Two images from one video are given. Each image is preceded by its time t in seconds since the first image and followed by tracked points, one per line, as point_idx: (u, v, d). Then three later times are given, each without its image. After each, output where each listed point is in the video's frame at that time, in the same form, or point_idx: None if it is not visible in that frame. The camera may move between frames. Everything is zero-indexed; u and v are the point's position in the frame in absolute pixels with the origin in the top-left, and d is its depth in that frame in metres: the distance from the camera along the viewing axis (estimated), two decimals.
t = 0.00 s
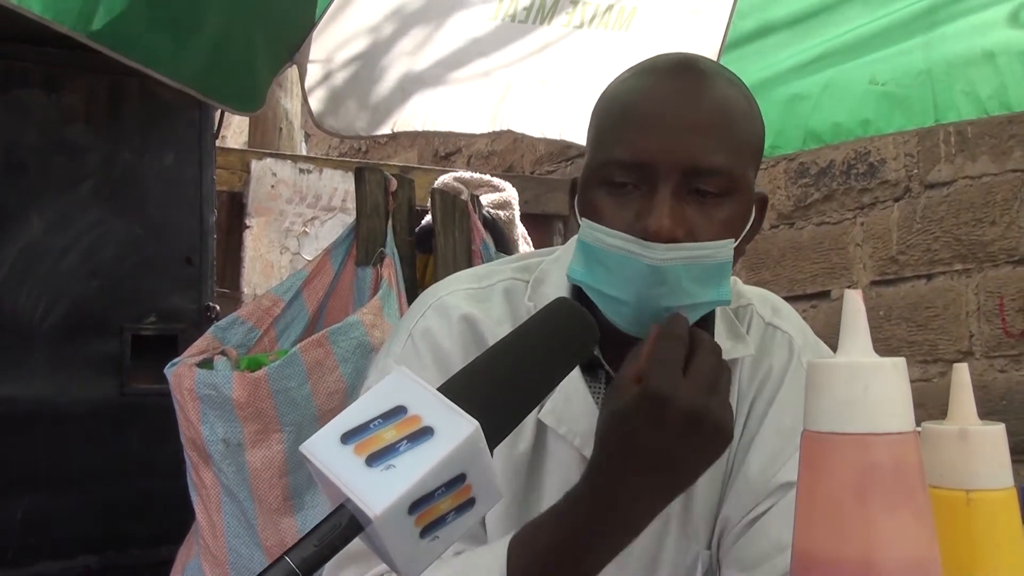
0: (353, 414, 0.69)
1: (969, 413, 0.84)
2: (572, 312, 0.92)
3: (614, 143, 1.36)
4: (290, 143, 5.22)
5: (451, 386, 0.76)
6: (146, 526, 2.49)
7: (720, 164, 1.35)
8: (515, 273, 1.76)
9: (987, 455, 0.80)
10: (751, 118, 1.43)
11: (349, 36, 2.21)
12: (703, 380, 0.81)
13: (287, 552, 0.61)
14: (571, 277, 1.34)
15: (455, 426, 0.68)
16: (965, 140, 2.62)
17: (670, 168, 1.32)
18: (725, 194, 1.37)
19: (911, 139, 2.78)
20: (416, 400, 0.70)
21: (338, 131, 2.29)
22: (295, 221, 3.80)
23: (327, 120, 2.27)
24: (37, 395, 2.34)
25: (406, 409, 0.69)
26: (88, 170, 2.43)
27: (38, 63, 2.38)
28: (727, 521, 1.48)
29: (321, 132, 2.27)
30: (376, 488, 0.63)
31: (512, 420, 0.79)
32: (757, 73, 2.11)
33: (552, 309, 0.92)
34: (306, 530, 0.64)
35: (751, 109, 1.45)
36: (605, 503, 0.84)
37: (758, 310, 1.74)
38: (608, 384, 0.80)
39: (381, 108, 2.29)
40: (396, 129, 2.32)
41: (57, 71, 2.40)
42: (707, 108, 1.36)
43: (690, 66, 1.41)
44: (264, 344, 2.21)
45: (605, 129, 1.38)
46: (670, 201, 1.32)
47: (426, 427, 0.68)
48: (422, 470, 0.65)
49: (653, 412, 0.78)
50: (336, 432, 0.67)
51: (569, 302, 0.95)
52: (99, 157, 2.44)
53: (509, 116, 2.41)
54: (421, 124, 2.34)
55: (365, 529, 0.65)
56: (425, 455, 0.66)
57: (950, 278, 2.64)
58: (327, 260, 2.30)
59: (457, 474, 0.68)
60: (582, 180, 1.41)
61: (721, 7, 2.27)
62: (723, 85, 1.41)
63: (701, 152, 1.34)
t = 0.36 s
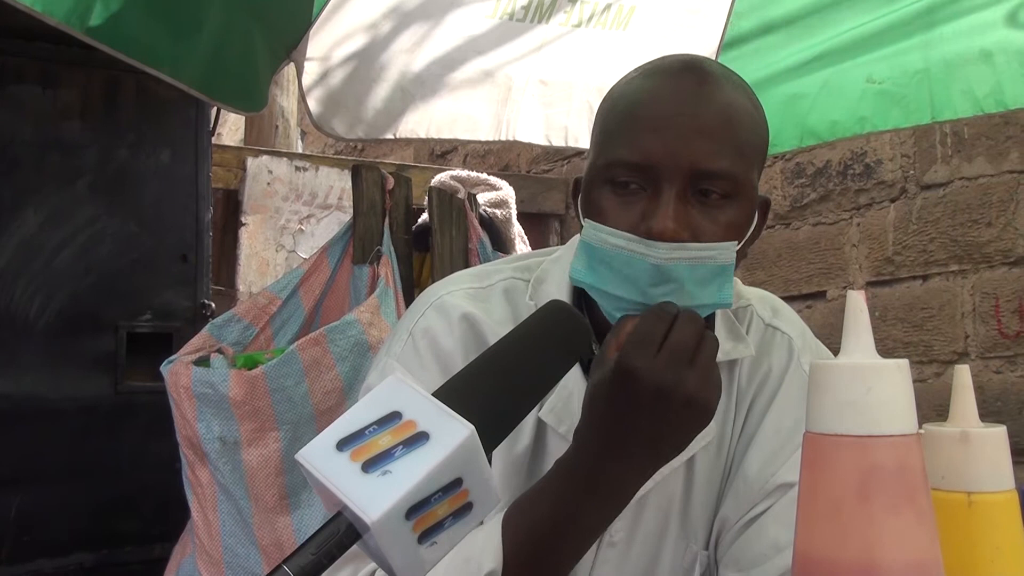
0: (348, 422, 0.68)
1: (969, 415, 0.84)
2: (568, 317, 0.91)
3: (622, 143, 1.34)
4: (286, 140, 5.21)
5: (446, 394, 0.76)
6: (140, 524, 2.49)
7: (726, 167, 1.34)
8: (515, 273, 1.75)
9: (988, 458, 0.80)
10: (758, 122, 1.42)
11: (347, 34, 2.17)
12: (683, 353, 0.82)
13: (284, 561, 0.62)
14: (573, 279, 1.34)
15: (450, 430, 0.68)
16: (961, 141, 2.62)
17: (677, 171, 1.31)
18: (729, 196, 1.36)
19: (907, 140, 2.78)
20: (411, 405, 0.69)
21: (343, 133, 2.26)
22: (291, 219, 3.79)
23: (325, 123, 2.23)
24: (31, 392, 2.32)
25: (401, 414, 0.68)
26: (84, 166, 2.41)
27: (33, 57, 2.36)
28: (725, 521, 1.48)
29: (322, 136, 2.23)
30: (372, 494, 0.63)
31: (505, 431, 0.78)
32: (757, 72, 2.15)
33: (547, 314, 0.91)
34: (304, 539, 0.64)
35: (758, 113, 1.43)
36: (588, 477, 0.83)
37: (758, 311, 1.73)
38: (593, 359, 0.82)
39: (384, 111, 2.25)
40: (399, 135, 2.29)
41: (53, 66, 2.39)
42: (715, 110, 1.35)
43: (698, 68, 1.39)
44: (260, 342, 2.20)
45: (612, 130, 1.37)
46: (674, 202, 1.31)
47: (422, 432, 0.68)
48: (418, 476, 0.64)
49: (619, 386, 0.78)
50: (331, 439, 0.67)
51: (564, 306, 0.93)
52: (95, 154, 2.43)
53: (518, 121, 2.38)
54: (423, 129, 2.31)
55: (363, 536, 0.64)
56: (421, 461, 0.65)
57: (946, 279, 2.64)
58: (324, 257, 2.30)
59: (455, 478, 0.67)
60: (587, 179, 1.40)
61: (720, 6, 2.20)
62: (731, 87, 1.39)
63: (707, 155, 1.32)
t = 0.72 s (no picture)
0: (349, 415, 0.68)
1: (970, 410, 0.84)
2: (573, 316, 0.91)
3: (614, 132, 1.54)
4: (284, 135, 5.20)
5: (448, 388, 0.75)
6: (140, 518, 2.49)
7: (711, 156, 1.53)
8: (518, 266, 1.74)
9: (988, 453, 0.80)
10: (747, 110, 1.59)
11: (346, 26, 2.17)
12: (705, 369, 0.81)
13: (285, 554, 0.61)
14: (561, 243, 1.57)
15: (453, 425, 0.68)
16: (960, 137, 2.62)
17: (663, 158, 1.50)
18: (712, 183, 1.56)
19: (906, 136, 2.78)
20: (414, 400, 0.69)
21: (341, 126, 2.27)
22: (289, 213, 3.78)
23: (324, 116, 2.24)
24: (29, 386, 2.32)
25: (403, 409, 0.68)
26: (81, 161, 2.40)
27: (30, 50, 2.34)
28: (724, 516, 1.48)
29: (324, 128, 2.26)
30: (373, 488, 0.63)
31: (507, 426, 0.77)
32: (756, 69, 2.16)
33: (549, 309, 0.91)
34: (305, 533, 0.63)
35: (749, 102, 1.60)
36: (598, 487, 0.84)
37: (758, 306, 1.73)
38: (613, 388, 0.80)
39: (380, 103, 2.26)
40: (397, 126, 2.30)
41: (50, 59, 2.37)
42: (704, 102, 1.53)
43: (693, 59, 1.56)
44: (258, 337, 2.20)
45: (608, 120, 1.57)
46: (656, 187, 1.52)
47: (423, 427, 0.67)
48: (420, 471, 0.64)
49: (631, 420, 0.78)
50: (332, 433, 0.67)
51: (568, 302, 0.93)
52: (93, 148, 2.42)
53: (512, 114, 2.40)
54: (421, 122, 2.33)
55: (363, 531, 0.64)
56: (423, 455, 0.65)
57: (944, 275, 2.64)
58: (323, 252, 2.29)
59: (456, 473, 0.67)
60: (583, 165, 1.60)
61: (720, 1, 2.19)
62: (724, 78, 1.56)
63: (694, 144, 1.51)
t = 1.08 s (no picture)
0: (346, 413, 0.68)
1: (967, 406, 0.84)
2: (573, 313, 0.93)
3: (576, 109, 1.62)
4: (282, 132, 5.20)
5: (448, 381, 0.76)
6: (138, 517, 2.49)
7: (668, 120, 1.58)
8: (515, 255, 1.75)
9: (985, 449, 0.80)
10: (708, 83, 1.64)
11: (345, 25, 2.15)
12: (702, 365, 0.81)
13: (281, 551, 0.61)
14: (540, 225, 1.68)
15: (450, 423, 0.68)
16: (957, 134, 2.62)
17: (618, 124, 1.57)
18: (674, 145, 1.60)
19: (903, 133, 2.78)
20: (411, 398, 0.69)
21: (339, 124, 2.28)
22: (287, 211, 3.78)
23: (322, 114, 2.25)
24: (27, 384, 2.31)
25: (400, 407, 0.68)
26: (79, 159, 2.40)
27: (28, 48, 2.34)
28: (722, 513, 1.49)
29: (320, 126, 2.25)
30: (370, 486, 0.63)
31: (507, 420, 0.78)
32: (752, 65, 2.13)
33: (548, 308, 0.92)
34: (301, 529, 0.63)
35: (710, 77, 1.65)
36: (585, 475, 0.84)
37: (755, 304, 1.73)
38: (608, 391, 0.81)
39: (377, 102, 2.28)
40: (395, 124, 2.33)
41: (48, 57, 2.37)
42: (660, 72, 1.58)
43: (652, 41, 1.63)
44: (257, 334, 2.21)
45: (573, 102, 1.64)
46: (618, 153, 1.59)
47: (420, 424, 0.68)
48: (417, 469, 0.64)
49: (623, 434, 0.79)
50: (330, 430, 0.67)
51: (567, 300, 0.95)
52: (90, 146, 2.42)
53: (510, 110, 2.40)
54: (417, 119, 2.35)
55: (360, 528, 0.64)
56: (420, 453, 0.65)
57: (941, 271, 2.65)
58: (321, 249, 2.29)
59: (453, 472, 0.68)
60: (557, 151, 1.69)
61: None
62: (682, 54, 1.62)
63: (649, 108, 1.56)
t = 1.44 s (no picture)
0: (345, 419, 0.68)
1: (970, 408, 0.84)
2: (568, 315, 0.92)
3: (577, 112, 1.60)
4: (280, 134, 5.19)
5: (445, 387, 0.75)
6: (136, 520, 2.48)
7: (673, 126, 1.58)
8: (507, 259, 1.74)
9: (988, 451, 0.80)
10: (708, 85, 1.64)
11: (345, 28, 2.14)
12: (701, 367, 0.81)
13: (278, 556, 0.61)
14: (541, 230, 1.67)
15: (449, 430, 0.67)
16: (956, 137, 2.63)
17: (622, 130, 1.57)
18: (678, 151, 1.61)
19: (902, 135, 2.78)
20: (410, 403, 0.69)
21: (340, 129, 2.22)
22: (285, 213, 3.77)
23: (322, 119, 2.20)
24: (25, 388, 2.31)
25: (400, 413, 0.68)
26: (77, 161, 2.40)
27: (26, 50, 2.33)
28: (722, 515, 1.48)
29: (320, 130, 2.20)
30: (369, 492, 0.63)
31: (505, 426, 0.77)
32: (750, 68, 2.13)
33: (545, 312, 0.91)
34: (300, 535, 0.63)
35: (709, 79, 1.65)
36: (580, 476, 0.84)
37: (753, 305, 1.73)
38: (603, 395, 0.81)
39: (380, 109, 2.23)
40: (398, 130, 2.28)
41: (46, 58, 2.36)
42: (662, 77, 1.58)
43: (651, 41, 1.62)
44: (255, 337, 2.20)
45: (571, 102, 1.63)
46: (621, 160, 1.58)
47: (419, 431, 0.67)
48: (417, 475, 0.64)
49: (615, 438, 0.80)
50: (329, 436, 0.66)
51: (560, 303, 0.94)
52: (89, 148, 2.41)
53: (512, 113, 2.38)
54: (418, 123, 2.30)
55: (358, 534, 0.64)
56: (419, 459, 0.65)
57: (940, 274, 2.65)
58: (319, 252, 2.28)
59: (453, 479, 0.67)
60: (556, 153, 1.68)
61: None
62: (681, 55, 1.62)
63: (654, 114, 1.56)
